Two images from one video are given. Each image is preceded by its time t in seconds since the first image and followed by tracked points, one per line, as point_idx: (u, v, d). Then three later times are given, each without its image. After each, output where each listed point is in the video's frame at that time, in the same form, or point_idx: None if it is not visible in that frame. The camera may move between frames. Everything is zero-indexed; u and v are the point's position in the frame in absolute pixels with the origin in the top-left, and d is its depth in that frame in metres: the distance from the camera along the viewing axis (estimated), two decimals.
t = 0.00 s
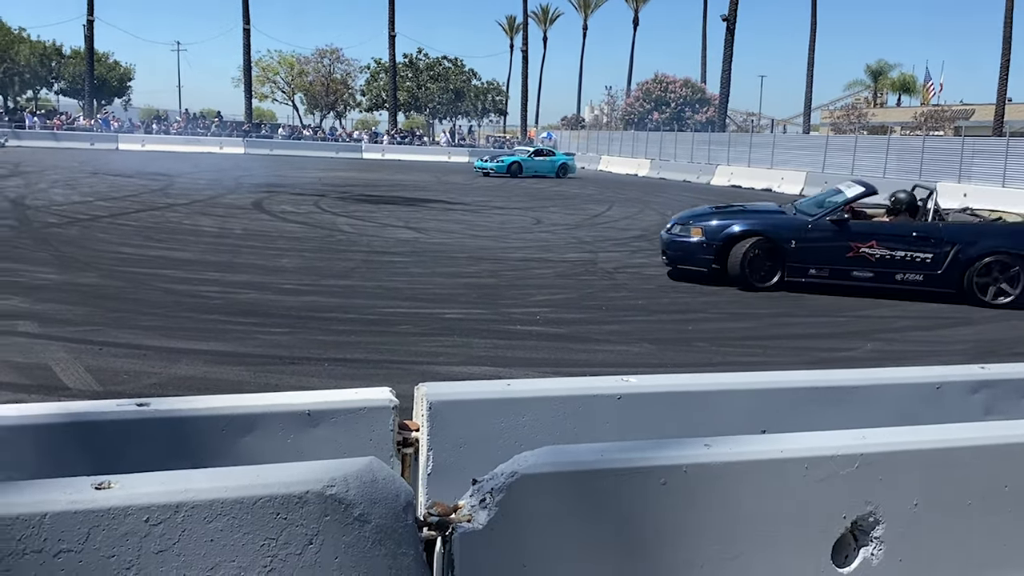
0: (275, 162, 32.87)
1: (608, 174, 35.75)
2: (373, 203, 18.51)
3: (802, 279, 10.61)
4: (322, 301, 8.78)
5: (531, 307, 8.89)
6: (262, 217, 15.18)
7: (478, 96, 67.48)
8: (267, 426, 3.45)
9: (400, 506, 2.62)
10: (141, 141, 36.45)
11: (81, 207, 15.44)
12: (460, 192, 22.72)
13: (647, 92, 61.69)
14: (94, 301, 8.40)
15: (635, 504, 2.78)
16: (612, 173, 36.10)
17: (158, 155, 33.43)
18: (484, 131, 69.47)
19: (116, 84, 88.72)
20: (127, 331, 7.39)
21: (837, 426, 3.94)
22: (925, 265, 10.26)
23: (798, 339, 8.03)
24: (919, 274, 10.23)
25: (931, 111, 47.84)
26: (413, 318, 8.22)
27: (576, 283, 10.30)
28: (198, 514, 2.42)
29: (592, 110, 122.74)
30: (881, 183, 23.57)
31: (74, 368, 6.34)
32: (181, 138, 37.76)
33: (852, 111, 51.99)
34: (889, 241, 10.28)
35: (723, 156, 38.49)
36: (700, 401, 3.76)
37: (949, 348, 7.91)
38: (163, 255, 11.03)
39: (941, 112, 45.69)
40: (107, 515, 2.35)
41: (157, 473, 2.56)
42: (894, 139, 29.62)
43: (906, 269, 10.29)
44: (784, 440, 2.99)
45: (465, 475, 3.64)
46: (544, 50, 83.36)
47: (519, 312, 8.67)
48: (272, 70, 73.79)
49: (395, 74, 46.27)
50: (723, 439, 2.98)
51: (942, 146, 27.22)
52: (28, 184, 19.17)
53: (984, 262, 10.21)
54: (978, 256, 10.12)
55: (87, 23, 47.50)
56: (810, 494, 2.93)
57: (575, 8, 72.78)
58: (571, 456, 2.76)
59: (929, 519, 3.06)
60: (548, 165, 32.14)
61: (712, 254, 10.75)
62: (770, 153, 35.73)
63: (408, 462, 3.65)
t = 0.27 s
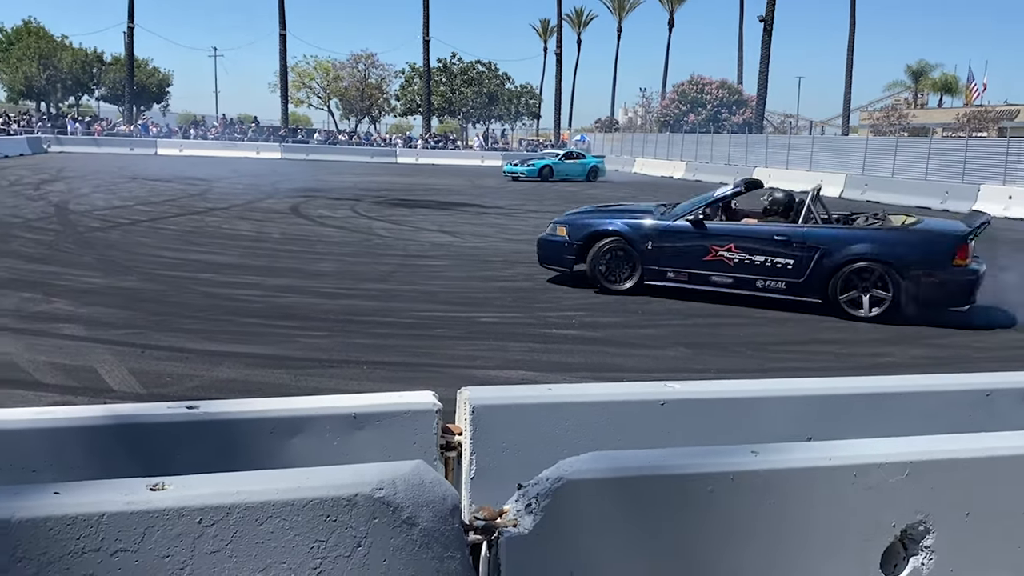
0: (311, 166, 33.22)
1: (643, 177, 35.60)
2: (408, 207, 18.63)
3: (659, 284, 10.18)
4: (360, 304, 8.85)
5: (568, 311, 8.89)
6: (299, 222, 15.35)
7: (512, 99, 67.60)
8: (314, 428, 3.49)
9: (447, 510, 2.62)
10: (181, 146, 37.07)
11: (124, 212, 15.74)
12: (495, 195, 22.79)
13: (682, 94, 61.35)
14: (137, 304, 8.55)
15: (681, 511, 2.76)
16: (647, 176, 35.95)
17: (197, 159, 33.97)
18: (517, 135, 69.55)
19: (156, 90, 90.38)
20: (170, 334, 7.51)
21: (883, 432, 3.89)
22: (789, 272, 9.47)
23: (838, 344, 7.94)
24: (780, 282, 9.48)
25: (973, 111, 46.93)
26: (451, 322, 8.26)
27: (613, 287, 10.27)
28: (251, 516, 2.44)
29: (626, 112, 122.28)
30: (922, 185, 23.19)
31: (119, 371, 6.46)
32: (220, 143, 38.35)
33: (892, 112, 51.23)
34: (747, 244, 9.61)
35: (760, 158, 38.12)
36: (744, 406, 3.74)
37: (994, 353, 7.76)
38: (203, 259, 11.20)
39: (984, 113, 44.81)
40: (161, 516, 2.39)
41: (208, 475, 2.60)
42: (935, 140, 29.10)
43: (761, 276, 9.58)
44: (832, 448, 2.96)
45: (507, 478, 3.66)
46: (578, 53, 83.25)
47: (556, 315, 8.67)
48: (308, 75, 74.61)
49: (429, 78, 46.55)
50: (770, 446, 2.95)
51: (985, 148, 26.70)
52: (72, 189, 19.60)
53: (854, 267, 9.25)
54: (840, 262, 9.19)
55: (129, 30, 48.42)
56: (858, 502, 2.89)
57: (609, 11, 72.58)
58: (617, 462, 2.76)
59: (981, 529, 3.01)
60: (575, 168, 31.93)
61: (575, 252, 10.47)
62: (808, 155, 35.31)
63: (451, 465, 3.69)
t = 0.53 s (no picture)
0: (348, 172, 33.56)
1: (679, 181, 35.38)
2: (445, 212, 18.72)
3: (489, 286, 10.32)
4: (399, 310, 8.92)
5: (605, 317, 8.87)
6: (337, 227, 15.51)
7: (546, 105, 67.64)
8: (358, 434, 3.54)
9: (493, 517, 2.62)
10: (221, 152, 37.67)
11: (166, 218, 16.04)
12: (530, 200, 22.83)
13: (718, 98, 60.93)
14: (181, 309, 8.71)
15: (727, 522, 2.75)
16: (683, 180, 35.74)
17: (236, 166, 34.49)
18: (552, 140, 69.57)
19: (197, 98, 91.87)
20: (213, 338, 7.64)
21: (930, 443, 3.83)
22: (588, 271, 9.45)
23: (882, 351, 7.82)
24: (579, 281, 9.47)
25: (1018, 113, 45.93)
26: (489, 327, 8.29)
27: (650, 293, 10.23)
28: (300, 520, 2.48)
29: (661, 117, 121.68)
30: (965, 189, 22.76)
31: (164, 375, 6.58)
32: (259, 150, 38.90)
33: (934, 115, 50.41)
34: (556, 243, 9.63)
35: (798, 162, 37.69)
36: (788, 414, 3.72)
37: None
38: (244, 265, 11.37)
39: None
40: (214, 520, 2.43)
41: (258, 480, 2.63)
42: (979, 142, 28.53)
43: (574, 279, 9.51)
44: (881, 458, 2.93)
45: (550, 485, 3.68)
46: (613, 57, 83.06)
47: (593, 321, 8.66)
48: (345, 82, 75.36)
49: (464, 84, 46.77)
50: (817, 456, 2.93)
51: None
52: (117, 195, 20.02)
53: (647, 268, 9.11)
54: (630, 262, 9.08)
55: (170, 39, 49.34)
56: (907, 513, 2.85)
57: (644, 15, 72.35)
58: (662, 471, 2.75)
59: None
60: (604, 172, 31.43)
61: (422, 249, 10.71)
62: (847, 159, 34.83)
63: (494, 472, 3.72)
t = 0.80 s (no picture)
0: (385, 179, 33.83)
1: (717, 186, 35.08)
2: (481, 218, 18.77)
3: (333, 278, 10.80)
4: (437, 315, 8.95)
5: (644, 323, 8.81)
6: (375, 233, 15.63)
7: (582, 110, 67.56)
8: (400, 439, 3.56)
9: (536, 525, 2.59)
10: (261, 159, 38.20)
11: (208, 224, 16.31)
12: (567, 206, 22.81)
13: (756, 102, 60.41)
14: (223, 314, 8.83)
15: (775, 531, 2.70)
16: (721, 185, 35.47)
17: (276, 173, 34.95)
18: (588, 145, 69.46)
19: (238, 106, 93.35)
20: (255, 343, 7.73)
21: (980, 453, 3.75)
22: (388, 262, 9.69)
23: (928, 359, 7.66)
24: (382, 272, 9.71)
25: None
26: (527, 333, 8.28)
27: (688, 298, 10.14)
28: (346, 525, 2.48)
29: (698, 122, 120.77)
30: (1013, 193, 22.27)
31: (207, 379, 6.66)
32: (298, 157, 39.38)
33: (979, 118, 49.45)
34: (365, 235, 9.90)
35: (839, 166, 37.19)
36: (832, 422, 3.68)
37: None
38: (284, 271, 11.49)
39: None
40: (261, 524, 2.44)
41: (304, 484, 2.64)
42: None
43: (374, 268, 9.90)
44: (932, 469, 2.86)
45: (592, 492, 3.67)
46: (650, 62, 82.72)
47: (632, 328, 8.60)
48: (382, 89, 76.06)
49: (500, 90, 46.91)
50: (866, 465, 2.87)
51: None
52: (160, 202, 20.39)
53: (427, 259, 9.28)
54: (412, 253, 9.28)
55: (212, 48, 50.21)
56: (960, 524, 2.79)
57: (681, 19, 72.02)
58: (709, 480, 2.72)
59: None
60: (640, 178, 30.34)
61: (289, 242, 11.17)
62: (889, 163, 34.23)
63: (536, 478, 3.72)
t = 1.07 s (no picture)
0: (420, 184, 34.05)
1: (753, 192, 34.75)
2: (515, 224, 18.79)
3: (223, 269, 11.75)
4: (472, 321, 8.98)
5: (679, 329, 8.74)
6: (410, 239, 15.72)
7: (617, 115, 67.39)
8: (438, 444, 3.57)
9: (576, 530, 2.56)
10: (297, 166, 38.65)
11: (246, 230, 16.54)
12: (601, 211, 22.77)
13: (793, 106, 59.81)
14: (260, 319, 8.93)
15: (818, 539, 2.66)
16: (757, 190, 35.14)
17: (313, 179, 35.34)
18: (622, 150, 69.27)
19: (275, 113, 94.63)
20: (292, 347, 7.80)
21: None
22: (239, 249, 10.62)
23: (972, 367, 7.50)
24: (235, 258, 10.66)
25: None
26: (562, 339, 8.26)
27: (724, 304, 10.05)
28: (384, 529, 2.48)
29: (733, 127, 119.79)
30: None
31: (245, 382, 6.74)
32: (333, 163, 39.78)
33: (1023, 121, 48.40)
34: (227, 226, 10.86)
35: (878, 171, 36.64)
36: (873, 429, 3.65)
37: None
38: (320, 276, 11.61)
39: None
40: (300, 526, 2.46)
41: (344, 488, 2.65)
42: None
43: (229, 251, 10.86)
44: (979, 478, 2.80)
45: (630, 499, 3.66)
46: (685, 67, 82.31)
47: (668, 334, 8.54)
48: (416, 95, 76.59)
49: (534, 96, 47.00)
50: (911, 475, 2.81)
51: None
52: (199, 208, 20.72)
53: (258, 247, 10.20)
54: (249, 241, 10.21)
55: (250, 56, 50.95)
56: (1010, 536, 2.72)
57: (717, 24, 71.56)
58: (750, 488, 2.68)
59: None
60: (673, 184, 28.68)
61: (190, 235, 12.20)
62: (930, 168, 33.62)
63: (573, 484, 3.72)
